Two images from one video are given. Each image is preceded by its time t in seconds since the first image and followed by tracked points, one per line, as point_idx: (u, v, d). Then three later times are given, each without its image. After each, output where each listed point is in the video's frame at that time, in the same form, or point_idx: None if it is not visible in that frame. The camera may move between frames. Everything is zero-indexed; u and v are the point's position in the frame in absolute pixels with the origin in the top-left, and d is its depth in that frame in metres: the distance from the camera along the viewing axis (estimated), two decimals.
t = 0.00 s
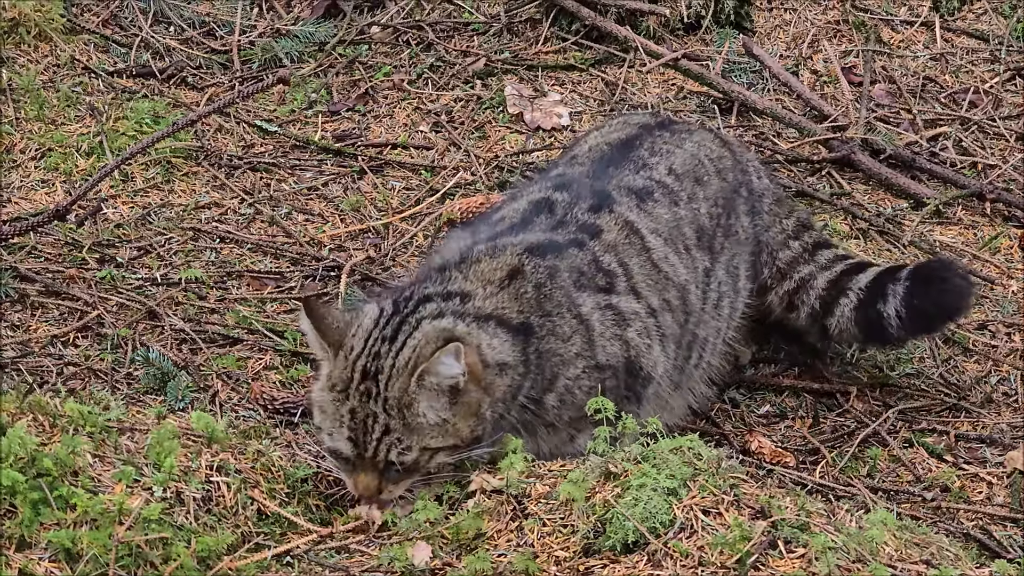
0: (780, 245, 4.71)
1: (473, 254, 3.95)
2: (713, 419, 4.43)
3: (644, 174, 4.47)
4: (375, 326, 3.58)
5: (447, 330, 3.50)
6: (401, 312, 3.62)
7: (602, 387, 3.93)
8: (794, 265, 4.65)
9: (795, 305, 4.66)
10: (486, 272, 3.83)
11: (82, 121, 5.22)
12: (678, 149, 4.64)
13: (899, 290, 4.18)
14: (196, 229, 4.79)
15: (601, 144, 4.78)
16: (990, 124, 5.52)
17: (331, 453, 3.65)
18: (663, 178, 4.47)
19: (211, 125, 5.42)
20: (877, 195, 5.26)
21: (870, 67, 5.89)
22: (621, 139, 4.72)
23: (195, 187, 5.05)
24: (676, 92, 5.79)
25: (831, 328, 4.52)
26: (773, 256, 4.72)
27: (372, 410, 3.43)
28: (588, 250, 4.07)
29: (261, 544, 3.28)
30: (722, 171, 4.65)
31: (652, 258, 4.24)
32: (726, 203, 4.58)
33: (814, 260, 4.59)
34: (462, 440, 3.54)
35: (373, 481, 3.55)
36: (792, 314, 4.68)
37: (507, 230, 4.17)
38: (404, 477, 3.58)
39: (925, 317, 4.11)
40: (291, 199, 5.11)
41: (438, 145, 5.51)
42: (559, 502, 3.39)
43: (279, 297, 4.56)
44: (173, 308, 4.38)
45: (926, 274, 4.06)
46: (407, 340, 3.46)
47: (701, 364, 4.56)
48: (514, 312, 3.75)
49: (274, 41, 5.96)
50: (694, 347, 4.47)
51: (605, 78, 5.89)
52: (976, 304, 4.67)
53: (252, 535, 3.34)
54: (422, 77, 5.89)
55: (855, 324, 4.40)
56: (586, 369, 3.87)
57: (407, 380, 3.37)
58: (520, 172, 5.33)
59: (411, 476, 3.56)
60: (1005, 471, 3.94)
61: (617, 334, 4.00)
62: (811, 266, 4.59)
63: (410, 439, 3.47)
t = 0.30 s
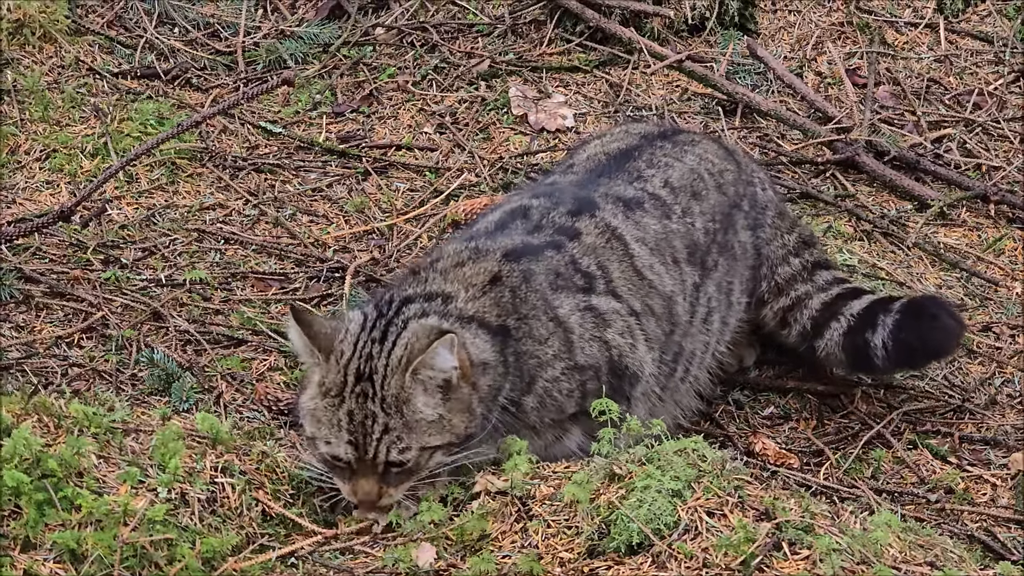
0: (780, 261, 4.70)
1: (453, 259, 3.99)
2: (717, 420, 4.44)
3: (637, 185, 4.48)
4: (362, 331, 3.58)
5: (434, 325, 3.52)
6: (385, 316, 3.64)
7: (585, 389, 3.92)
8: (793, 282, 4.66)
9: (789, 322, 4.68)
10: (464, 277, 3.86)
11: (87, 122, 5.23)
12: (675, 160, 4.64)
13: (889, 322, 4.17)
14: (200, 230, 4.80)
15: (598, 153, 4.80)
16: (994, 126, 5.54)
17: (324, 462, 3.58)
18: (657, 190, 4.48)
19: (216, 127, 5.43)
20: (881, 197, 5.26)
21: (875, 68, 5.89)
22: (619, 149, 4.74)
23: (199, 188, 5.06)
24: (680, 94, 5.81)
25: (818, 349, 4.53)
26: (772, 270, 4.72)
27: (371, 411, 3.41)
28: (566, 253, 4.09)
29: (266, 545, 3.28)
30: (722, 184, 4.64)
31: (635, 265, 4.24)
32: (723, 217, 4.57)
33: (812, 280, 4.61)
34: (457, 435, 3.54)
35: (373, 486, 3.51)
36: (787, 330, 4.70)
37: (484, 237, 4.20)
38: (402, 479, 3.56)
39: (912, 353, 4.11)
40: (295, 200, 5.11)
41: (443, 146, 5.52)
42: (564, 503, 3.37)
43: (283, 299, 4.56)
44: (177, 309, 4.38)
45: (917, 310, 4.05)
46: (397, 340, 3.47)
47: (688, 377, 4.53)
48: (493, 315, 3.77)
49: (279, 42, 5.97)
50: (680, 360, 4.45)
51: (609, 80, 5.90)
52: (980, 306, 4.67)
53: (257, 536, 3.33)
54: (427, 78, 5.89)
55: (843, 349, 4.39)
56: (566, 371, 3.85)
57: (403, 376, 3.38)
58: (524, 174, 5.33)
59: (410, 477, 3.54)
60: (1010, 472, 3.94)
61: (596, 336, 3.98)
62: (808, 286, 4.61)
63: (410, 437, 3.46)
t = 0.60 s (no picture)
0: (781, 263, 4.69)
1: (443, 264, 3.99)
2: (720, 421, 4.43)
3: (631, 187, 4.46)
4: (354, 339, 3.57)
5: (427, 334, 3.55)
6: (375, 324, 3.65)
7: (576, 389, 3.94)
8: (794, 284, 4.66)
9: (783, 323, 4.67)
10: (453, 282, 3.87)
11: (91, 122, 5.23)
12: (674, 162, 4.62)
13: (871, 323, 4.24)
14: (204, 231, 4.80)
15: (597, 155, 4.79)
16: (998, 128, 5.54)
17: (321, 470, 3.57)
18: (652, 192, 4.46)
19: (220, 127, 5.44)
20: (885, 198, 5.26)
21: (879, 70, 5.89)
22: (618, 151, 4.73)
23: (203, 189, 5.06)
24: (685, 95, 5.82)
25: (808, 349, 4.54)
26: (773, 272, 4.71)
27: (364, 415, 3.40)
28: (555, 255, 4.09)
29: (269, 546, 3.26)
30: (721, 186, 4.62)
31: (626, 266, 4.24)
32: (722, 220, 4.56)
33: (811, 282, 4.61)
34: (453, 441, 3.54)
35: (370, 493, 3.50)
36: (781, 331, 4.68)
37: (474, 238, 4.21)
38: (398, 486, 3.54)
39: (892, 356, 4.15)
40: (299, 201, 5.11)
41: (447, 147, 5.52)
42: (568, 505, 3.35)
43: (286, 300, 4.55)
44: (181, 310, 4.38)
45: (898, 313, 4.11)
46: (390, 347, 3.49)
47: (684, 379, 4.52)
48: (481, 321, 3.78)
49: (283, 43, 5.97)
50: (675, 362, 4.44)
51: (613, 81, 5.91)
52: (984, 307, 4.67)
53: (260, 537, 3.33)
54: (431, 79, 5.90)
55: (828, 348, 4.43)
56: (556, 372, 3.87)
57: (396, 380, 3.38)
58: (528, 175, 5.33)
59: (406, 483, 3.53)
60: (1014, 474, 3.94)
61: (586, 336, 4.00)
62: (808, 288, 4.61)
63: (404, 440, 3.46)
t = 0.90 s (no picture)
0: (787, 263, 4.68)
1: (447, 261, 3.96)
2: (726, 423, 4.41)
3: (635, 188, 4.45)
4: (357, 336, 3.52)
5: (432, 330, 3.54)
6: (381, 317, 3.63)
7: (579, 388, 3.96)
8: (799, 285, 4.63)
9: (786, 322, 4.66)
10: (458, 280, 3.85)
11: (97, 123, 5.24)
12: (678, 162, 4.61)
13: (865, 322, 4.22)
14: (210, 232, 4.80)
15: (601, 158, 4.77)
16: (1005, 129, 5.53)
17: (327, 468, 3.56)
18: (655, 193, 4.45)
19: (226, 128, 5.44)
20: (892, 199, 5.26)
21: (885, 71, 5.89)
22: (622, 153, 4.72)
23: (209, 189, 5.06)
24: (690, 96, 5.82)
25: (807, 349, 4.53)
26: (779, 273, 4.69)
27: (371, 419, 3.38)
28: (556, 257, 4.09)
29: (275, 547, 3.25)
30: (726, 188, 4.61)
31: (629, 266, 4.23)
32: (727, 220, 4.55)
33: (816, 283, 4.57)
34: (460, 439, 3.54)
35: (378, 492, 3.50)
36: (783, 330, 4.67)
37: (477, 239, 4.20)
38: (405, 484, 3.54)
39: (883, 357, 4.13)
40: (305, 201, 5.11)
41: (453, 148, 5.52)
42: (574, 506, 3.35)
43: (292, 300, 4.54)
44: (187, 310, 4.38)
45: (892, 314, 4.06)
46: (394, 349, 3.43)
47: (687, 380, 4.53)
48: (486, 317, 3.78)
49: (289, 43, 5.97)
50: (678, 363, 4.45)
51: (619, 82, 5.91)
52: (990, 309, 4.67)
53: (266, 538, 3.31)
54: (437, 79, 5.89)
55: (823, 345, 4.42)
56: (559, 371, 3.89)
57: (404, 384, 3.35)
58: (534, 176, 5.32)
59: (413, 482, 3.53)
60: (1020, 476, 3.94)
61: (588, 335, 4.01)
62: (813, 288, 4.57)
63: (411, 442, 3.44)
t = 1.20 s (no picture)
0: (793, 263, 4.64)
1: (453, 252, 3.98)
2: (729, 425, 4.41)
3: (644, 181, 4.46)
4: (365, 331, 3.51)
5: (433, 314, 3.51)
6: (384, 309, 3.60)
7: (583, 384, 3.96)
8: (803, 285, 4.61)
9: (790, 322, 4.62)
10: (462, 269, 3.86)
11: (99, 124, 5.24)
12: (687, 158, 4.60)
13: (869, 319, 4.23)
14: (212, 233, 4.80)
15: (610, 151, 4.77)
16: (1008, 131, 5.52)
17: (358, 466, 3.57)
18: (664, 186, 4.46)
19: (228, 129, 5.44)
20: (894, 201, 5.26)
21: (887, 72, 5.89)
22: (631, 147, 4.72)
23: (211, 190, 5.06)
24: (693, 97, 5.82)
25: (810, 348, 4.50)
26: (785, 273, 4.65)
27: (390, 417, 3.37)
28: (562, 252, 4.09)
29: (278, 549, 3.22)
30: (734, 185, 4.60)
31: (635, 263, 4.24)
32: (734, 217, 4.54)
33: (821, 284, 4.58)
34: (477, 414, 3.52)
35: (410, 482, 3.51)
36: (785, 330, 4.64)
37: (484, 233, 4.20)
38: (435, 470, 3.54)
39: (884, 354, 4.16)
40: (307, 203, 5.11)
41: (455, 149, 5.52)
42: (576, 508, 3.34)
43: (295, 301, 4.54)
44: (189, 311, 4.37)
45: (894, 312, 4.10)
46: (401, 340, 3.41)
47: (693, 375, 4.56)
48: (492, 303, 3.78)
49: (292, 45, 5.97)
50: (683, 359, 4.47)
51: (622, 83, 5.90)
52: (993, 311, 4.67)
53: (268, 539, 3.28)
54: (439, 81, 5.89)
55: (828, 345, 4.41)
56: (564, 365, 3.89)
57: (417, 376, 3.33)
58: (536, 177, 5.32)
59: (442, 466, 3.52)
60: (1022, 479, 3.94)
61: (592, 332, 4.02)
62: (818, 289, 4.57)
63: (432, 430, 3.43)
